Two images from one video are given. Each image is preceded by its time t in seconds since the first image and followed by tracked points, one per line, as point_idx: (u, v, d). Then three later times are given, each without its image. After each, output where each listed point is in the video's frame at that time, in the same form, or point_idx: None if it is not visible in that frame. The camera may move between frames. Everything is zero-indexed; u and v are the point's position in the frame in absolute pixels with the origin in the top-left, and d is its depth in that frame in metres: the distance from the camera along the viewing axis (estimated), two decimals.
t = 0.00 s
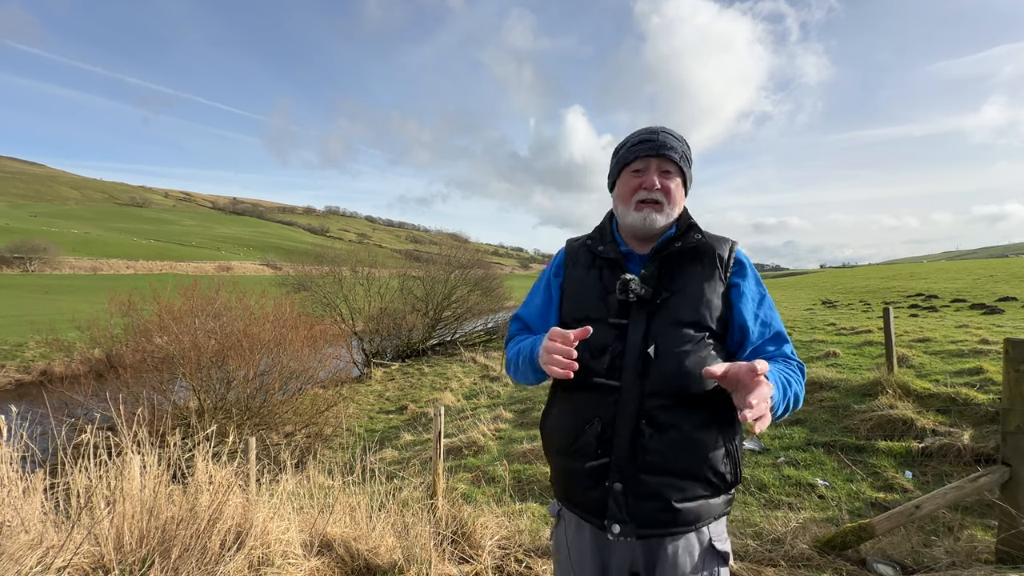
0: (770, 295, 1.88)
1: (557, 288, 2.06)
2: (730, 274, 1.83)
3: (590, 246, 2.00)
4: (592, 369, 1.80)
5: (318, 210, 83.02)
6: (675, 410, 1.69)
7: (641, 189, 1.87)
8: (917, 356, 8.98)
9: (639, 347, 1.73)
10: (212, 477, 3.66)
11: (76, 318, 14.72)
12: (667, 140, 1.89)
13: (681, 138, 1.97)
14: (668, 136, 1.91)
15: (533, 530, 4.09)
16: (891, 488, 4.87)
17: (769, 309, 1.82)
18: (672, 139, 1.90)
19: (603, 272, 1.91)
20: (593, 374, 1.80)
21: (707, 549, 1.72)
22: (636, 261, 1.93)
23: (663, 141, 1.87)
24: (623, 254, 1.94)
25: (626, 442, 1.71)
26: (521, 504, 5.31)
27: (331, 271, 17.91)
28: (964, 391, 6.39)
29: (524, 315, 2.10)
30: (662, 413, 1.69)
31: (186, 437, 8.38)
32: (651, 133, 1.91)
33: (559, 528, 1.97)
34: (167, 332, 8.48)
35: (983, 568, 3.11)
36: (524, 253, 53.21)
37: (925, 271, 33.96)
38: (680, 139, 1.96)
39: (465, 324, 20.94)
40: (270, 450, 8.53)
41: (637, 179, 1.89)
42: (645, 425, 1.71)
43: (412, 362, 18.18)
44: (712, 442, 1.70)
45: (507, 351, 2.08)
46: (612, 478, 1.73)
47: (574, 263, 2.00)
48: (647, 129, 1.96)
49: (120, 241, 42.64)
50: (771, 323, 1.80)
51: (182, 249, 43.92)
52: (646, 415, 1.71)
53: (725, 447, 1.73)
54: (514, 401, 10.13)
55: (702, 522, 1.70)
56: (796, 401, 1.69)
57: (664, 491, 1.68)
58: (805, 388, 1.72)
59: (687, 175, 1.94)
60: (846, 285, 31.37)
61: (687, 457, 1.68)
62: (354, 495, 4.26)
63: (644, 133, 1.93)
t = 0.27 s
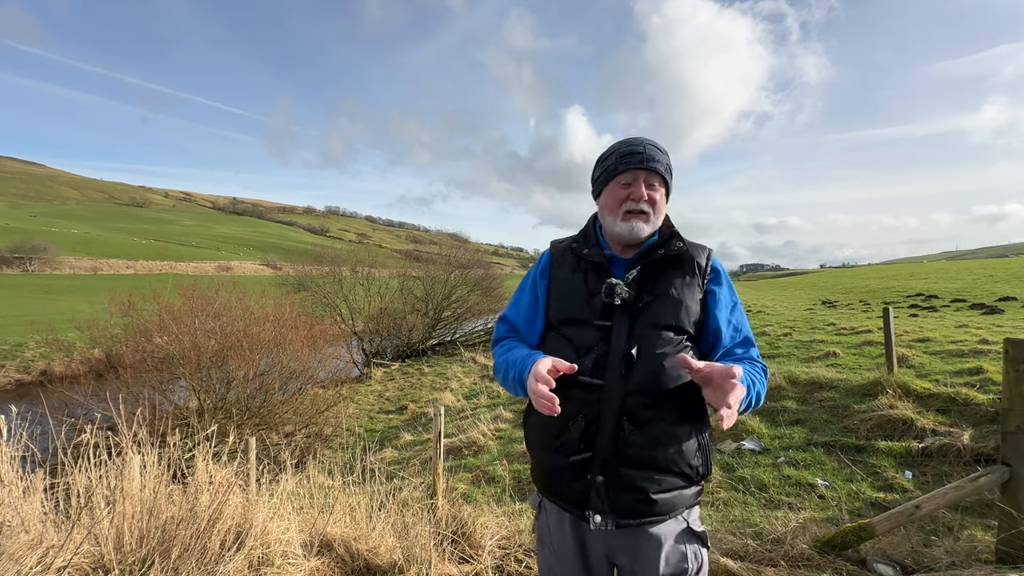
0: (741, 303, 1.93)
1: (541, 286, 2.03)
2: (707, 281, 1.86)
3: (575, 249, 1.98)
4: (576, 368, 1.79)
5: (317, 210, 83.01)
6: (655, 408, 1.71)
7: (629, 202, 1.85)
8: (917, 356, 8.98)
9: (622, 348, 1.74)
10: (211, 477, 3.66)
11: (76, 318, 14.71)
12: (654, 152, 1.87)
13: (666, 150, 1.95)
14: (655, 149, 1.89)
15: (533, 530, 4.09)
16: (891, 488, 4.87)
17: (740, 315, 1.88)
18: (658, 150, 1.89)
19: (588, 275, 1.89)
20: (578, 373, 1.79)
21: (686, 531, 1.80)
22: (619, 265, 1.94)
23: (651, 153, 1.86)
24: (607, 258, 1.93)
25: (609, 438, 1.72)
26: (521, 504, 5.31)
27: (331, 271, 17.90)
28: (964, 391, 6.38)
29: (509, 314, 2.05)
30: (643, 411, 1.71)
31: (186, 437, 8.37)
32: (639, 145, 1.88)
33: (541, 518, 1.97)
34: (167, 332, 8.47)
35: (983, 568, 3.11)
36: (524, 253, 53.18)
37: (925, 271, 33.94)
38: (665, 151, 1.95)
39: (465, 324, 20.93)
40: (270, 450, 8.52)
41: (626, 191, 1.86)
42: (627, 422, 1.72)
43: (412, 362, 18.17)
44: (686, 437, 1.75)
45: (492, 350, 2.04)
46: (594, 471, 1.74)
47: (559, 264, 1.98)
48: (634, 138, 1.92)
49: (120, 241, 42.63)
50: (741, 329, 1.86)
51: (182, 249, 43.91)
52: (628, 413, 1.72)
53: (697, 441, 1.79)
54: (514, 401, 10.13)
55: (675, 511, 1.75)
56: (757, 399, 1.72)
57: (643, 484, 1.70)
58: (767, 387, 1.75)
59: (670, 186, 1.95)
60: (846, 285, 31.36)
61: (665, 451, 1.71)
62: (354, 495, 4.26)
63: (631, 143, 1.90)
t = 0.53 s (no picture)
0: (730, 297, 1.92)
1: (534, 288, 2.03)
2: (695, 277, 1.86)
3: (565, 250, 1.98)
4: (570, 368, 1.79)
5: (317, 210, 83.00)
6: (648, 403, 1.71)
7: (620, 201, 1.85)
8: (917, 356, 8.98)
9: (613, 348, 1.73)
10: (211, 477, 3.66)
11: (76, 318, 14.71)
12: (643, 152, 1.88)
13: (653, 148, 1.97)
14: (643, 148, 1.90)
15: (533, 530, 4.09)
16: (891, 488, 4.87)
17: (728, 309, 1.88)
18: (646, 150, 1.90)
19: (578, 276, 1.89)
20: (571, 373, 1.79)
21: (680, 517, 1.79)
22: (608, 265, 1.92)
23: (640, 153, 1.86)
24: (597, 258, 1.93)
25: (603, 435, 1.72)
26: (521, 504, 5.31)
27: (331, 271, 17.90)
28: (964, 390, 6.38)
29: (504, 317, 2.06)
30: (636, 407, 1.71)
31: (186, 437, 8.38)
32: (628, 145, 1.88)
33: (542, 512, 1.98)
34: (167, 332, 8.47)
35: (983, 568, 3.11)
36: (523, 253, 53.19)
37: (925, 271, 33.94)
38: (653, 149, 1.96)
39: (465, 324, 20.93)
40: (270, 450, 8.52)
41: (616, 191, 1.87)
42: (620, 419, 1.72)
43: (412, 362, 18.18)
44: (680, 430, 1.74)
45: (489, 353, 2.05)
46: (590, 468, 1.74)
47: (551, 266, 1.97)
48: (621, 138, 1.92)
49: (120, 241, 42.63)
50: (729, 323, 1.86)
51: (182, 249, 43.91)
52: (621, 410, 1.72)
53: (691, 433, 1.77)
54: (514, 401, 10.12)
55: (671, 502, 1.74)
56: (745, 392, 1.75)
57: (638, 477, 1.70)
58: (755, 381, 1.78)
59: (659, 185, 1.97)
60: (846, 285, 31.36)
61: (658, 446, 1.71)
62: (354, 495, 4.26)
63: (620, 143, 1.90)
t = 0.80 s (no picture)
0: (729, 293, 1.91)
1: (533, 294, 2.03)
2: (693, 277, 1.85)
3: (560, 254, 1.97)
4: (571, 374, 1.79)
5: (317, 211, 83.02)
6: (650, 408, 1.71)
7: (612, 204, 1.85)
8: (917, 356, 8.98)
9: (614, 353, 1.73)
10: (211, 477, 3.66)
11: (76, 318, 14.70)
12: (632, 152, 1.87)
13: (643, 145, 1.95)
14: (632, 147, 1.89)
15: (533, 530, 4.09)
16: (891, 488, 4.87)
17: (727, 306, 1.87)
18: (636, 149, 1.89)
19: (576, 281, 1.88)
20: (572, 380, 1.79)
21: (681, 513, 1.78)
22: (606, 267, 1.92)
23: (629, 153, 1.86)
24: (593, 261, 1.92)
25: (606, 440, 1.73)
26: (521, 504, 5.32)
27: (331, 271, 17.91)
28: (964, 391, 6.38)
29: (503, 323, 2.05)
30: (638, 412, 1.71)
31: (186, 437, 8.38)
32: (617, 146, 1.87)
33: (546, 511, 1.99)
34: (167, 332, 8.47)
35: (983, 568, 3.11)
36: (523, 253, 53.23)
37: (925, 271, 33.95)
38: (642, 146, 1.94)
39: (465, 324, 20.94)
40: (270, 450, 8.52)
41: (608, 194, 1.86)
42: (622, 423, 1.72)
43: (412, 361, 18.19)
44: (682, 431, 1.74)
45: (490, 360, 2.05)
46: (595, 472, 1.74)
47: (548, 272, 1.97)
48: (610, 139, 1.91)
49: (120, 241, 42.63)
50: (728, 320, 1.86)
51: (182, 249, 43.91)
52: (623, 415, 1.72)
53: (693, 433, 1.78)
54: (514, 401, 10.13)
55: (674, 501, 1.75)
56: (743, 393, 1.75)
57: (643, 480, 1.71)
58: (755, 381, 1.78)
59: (651, 182, 1.96)
60: (846, 285, 31.37)
61: (660, 449, 1.71)
62: (354, 495, 4.26)
63: (609, 144, 1.89)
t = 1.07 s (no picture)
0: (729, 293, 1.91)
1: (533, 300, 2.01)
2: (693, 280, 1.85)
3: (559, 259, 1.96)
4: (573, 383, 1.79)
5: (317, 211, 83.03)
6: (653, 413, 1.72)
7: (609, 208, 1.85)
8: (917, 356, 8.98)
9: (616, 361, 1.73)
10: (211, 477, 3.66)
11: (75, 318, 14.70)
12: (628, 154, 1.87)
13: (639, 145, 1.94)
14: (628, 149, 1.88)
15: (533, 530, 4.08)
16: (891, 488, 4.87)
17: (727, 307, 1.87)
18: (632, 150, 1.89)
19: (576, 287, 1.87)
20: (574, 388, 1.79)
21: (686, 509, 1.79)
22: (605, 271, 1.92)
23: (624, 156, 1.85)
24: (592, 265, 1.92)
25: (610, 447, 1.73)
26: (520, 504, 5.31)
27: (330, 271, 17.90)
28: (964, 391, 6.38)
29: (502, 329, 2.05)
30: (641, 418, 1.72)
31: (186, 437, 8.38)
32: (613, 148, 1.87)
33: (548, 511, 1.99)
34: (167, 332, 8.47)
35: (983, 568, 3.11)
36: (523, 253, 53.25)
37: (925, 271, 33.93)
38: (638, 147, 1.94)
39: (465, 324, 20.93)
40: (270, 450, 8.52)
41: (604, 197, 1.86)
42: (626, 430, 1.73)
43: (412, 361, 18.19)
44: (685, 434, 1.75)
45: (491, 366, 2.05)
46: (600, 478, 1.75)
47: (547, 278, 1.96)
48: (606, 140, 1.90)
49: (120, 241, 42.63)
50: (728, 321, 1.86)
51: (182, 249, 43.92)
52: (626, 421, 1.73)
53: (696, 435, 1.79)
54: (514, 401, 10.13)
55: (679, 502, 1.77)
56: (744, 395, 1.75)
57: (648, 484, 1.72)
58: (755, 382, 1.78)
59: (648, 183, 1.95)
60: (846, 285, 31.36)
61: (665, 453, 1.72)
62: (354, 495, 4.26)
63: (605, 146, 1.88)
